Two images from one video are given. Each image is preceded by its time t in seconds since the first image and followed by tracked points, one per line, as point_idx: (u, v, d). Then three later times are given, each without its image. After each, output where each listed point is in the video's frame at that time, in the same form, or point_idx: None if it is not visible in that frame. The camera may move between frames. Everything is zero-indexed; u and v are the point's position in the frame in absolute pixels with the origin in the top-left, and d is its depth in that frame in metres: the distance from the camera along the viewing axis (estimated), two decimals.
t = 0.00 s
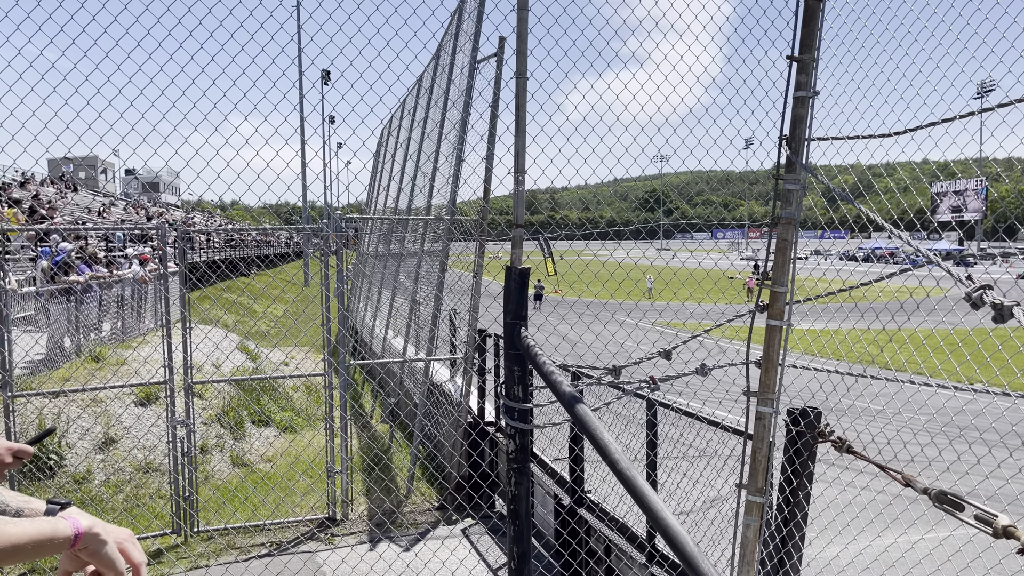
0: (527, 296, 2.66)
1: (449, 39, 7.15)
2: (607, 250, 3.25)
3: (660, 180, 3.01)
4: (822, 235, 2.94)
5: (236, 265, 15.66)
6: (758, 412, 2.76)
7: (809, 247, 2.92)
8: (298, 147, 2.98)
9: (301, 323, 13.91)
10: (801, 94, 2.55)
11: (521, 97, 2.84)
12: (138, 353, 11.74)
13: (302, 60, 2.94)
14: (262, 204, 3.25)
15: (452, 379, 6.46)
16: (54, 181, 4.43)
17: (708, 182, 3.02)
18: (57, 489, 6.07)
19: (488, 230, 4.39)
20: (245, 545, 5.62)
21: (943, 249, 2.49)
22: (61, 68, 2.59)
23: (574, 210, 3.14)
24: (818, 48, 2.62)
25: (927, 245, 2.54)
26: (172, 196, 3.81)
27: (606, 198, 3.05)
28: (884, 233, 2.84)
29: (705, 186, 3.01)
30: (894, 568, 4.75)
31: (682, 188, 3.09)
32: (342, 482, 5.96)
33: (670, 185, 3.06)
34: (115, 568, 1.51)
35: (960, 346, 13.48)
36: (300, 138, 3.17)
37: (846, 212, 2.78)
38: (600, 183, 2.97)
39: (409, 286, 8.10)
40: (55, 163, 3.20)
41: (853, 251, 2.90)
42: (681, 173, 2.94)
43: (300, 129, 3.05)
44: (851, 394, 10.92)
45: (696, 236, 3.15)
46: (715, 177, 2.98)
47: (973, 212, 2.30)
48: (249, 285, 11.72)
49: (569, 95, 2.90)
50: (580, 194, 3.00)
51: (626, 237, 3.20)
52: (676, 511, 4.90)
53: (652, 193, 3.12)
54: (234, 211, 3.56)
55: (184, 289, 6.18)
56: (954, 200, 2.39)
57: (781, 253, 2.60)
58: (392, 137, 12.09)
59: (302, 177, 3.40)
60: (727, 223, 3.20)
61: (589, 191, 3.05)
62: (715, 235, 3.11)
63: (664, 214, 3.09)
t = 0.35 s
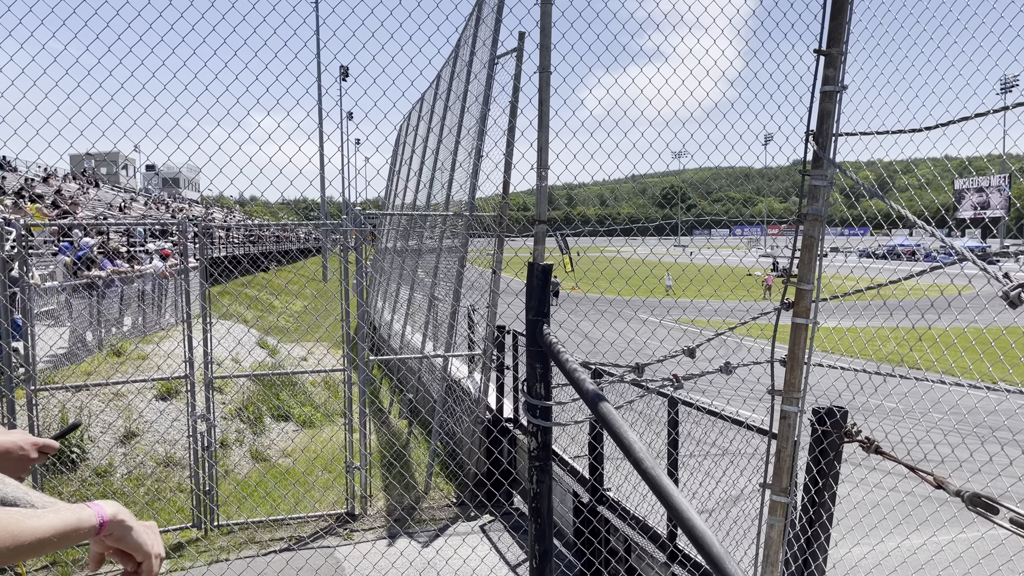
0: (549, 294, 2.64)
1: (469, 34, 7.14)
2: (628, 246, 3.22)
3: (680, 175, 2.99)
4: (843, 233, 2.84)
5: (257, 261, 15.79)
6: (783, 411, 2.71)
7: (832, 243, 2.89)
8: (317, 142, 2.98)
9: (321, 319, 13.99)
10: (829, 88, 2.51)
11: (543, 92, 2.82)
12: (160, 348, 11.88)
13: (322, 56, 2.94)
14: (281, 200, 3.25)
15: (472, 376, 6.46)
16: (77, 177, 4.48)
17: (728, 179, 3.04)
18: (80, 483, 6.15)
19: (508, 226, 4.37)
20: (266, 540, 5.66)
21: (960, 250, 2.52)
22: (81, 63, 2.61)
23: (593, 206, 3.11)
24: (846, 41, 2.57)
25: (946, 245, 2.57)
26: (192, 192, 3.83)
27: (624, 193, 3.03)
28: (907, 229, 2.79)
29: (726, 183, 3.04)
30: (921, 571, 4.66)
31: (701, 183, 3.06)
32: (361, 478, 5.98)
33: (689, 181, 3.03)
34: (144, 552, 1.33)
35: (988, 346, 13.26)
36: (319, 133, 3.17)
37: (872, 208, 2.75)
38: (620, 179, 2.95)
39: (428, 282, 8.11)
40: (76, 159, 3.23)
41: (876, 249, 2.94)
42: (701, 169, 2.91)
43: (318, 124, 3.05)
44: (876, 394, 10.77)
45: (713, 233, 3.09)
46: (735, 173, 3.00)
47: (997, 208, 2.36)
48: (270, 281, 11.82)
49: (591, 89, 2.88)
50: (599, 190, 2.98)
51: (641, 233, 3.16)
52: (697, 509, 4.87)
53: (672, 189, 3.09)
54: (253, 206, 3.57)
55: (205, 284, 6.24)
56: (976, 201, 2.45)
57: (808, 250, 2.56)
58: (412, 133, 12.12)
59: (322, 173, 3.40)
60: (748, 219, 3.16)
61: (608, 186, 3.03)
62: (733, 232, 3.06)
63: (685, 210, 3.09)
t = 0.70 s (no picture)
0: (559, 287, 2.64)
1: (481, 27, 7.12)
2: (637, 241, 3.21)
3: (691, 169, 2.99)
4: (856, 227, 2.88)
5: (270, 254, 15.87)
6: (795, 406, 2.70)
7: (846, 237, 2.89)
8: (328, 136, 2.99)
9: (333, 312, 14.05)
10: (843, 81, 2.49)
11: (554, 85, 2.81)
12: (173, 340, 11.98)
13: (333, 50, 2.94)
14: (292, 193, 3.26)
15: (483, 369, 6.48)
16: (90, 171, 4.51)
17: (741, 173, 3.03)
18: (95, 474, 6.21)
19: (518, 220, 4.37)
20: (278, 531, 5.71)
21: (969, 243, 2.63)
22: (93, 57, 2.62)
23: (605, 200, 3.10)
24: (861, 33, 2.55)
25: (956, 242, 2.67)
26: (203, 185, 3.85)
27: (634, 186, 3.02)
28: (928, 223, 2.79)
29: (739, 176, 3.05)
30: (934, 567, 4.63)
31: (711, 177, 3.05)
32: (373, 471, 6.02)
33: (699, 175, 3.02)
34: (155, 549, 1.35)
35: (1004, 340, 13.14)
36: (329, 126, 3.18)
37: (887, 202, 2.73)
38: (632, 172, 2.95)
39: (439, 275, 8.13)
40: (89, 152, 3.25)
41: (888, 243, 2.92)
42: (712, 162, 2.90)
43: (329, 117, 3.05)
44: (889, 388, 10.71)
45: (724, 228, 3.18)
46: (748, 167, 3.00)
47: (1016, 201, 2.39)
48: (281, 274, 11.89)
49: (603, 82, 2.87)
50: (609, 183, 2.97)
51: (650, 228, 3.15)
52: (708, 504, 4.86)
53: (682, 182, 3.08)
54: (265, 199, 3.58)
55: (217, 278, 6.27)
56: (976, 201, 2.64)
57: (821, 244, 2.54)
58: (424, 126, 12.12)
59: (333, 166, 3.41)
60: (760, 213, 3.15)
61: (621, 180, 3.03)
62: (745, 225, 3.17)
63: (696, 204, 3.08)
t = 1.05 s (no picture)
0: (557, 280, 2.67)
1: (486, 20, 7.15)
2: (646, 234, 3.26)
3: (699, 163, 3.03)
4: (862, 219, 2.98)
5: (275, 247, 15.94)
6: (792, 397, 2.73)
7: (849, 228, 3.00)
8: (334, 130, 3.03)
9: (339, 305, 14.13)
10: (841, 75, 2.51)
11: (554, 79, 2.85)
12: (179, 333, 12.06)
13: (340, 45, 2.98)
14: (301, 187, 3.30)
15: (487, 362, 6.53)
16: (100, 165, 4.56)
17: (751, 165, 3.06)
18: (103, 465, 6.29)
19: (522, 213, 4.40)
20: (284, 522, 5.79)
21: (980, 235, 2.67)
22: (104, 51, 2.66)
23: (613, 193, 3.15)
24: (859, 27, 2.57)
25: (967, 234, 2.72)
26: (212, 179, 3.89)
27: (642, 180, 3.06)
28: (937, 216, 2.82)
29: (750, 167, 3.06)
30: (930, 557, 4.69)
31: (720, 170, 3.09)
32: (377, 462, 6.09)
33: (708, 168, 3.06)
34: (151, 533, 1.40)
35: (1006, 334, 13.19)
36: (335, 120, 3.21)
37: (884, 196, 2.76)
38: (641, 166, 3.00)
39: (445, 268, 8.18)
40: (98, 146, 3.28)
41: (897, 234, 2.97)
42: (721, 154, 2.94)
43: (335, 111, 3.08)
44: (888, 380, 10.78)
45: (734, 220, 3.21)
46: (759, 160, 3.02)
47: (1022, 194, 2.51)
48: (287, 267, 11.95)
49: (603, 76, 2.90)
50: (620, 176, 3.01)
51: (661, 220, 3.18)
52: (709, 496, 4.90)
53: (690, 175, 3.13)
54: (272, 192, 3.62)
55: (224, 271, 6.33)
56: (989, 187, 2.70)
57: (818, 237, 2.57)
58: (429, 120, 12.16)
59: (338, 160, 3.44)
60: (764, 206, 3.17)
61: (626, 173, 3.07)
62: (753, 219, 3.18)
63: (704, 197, 3.13)
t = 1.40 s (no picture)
0: (555, 273, 2.68)
1: (491, 14, 7.16)
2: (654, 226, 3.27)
3: (707, 156, 3.06)
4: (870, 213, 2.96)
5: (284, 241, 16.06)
6: (789, 389, 2.74)
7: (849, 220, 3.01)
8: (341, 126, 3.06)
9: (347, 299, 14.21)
10: (837, 69, 2.52)
11: (552, 75, 2.88)
12: (186, 327, 12.15)
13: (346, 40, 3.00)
14: (309, 181, 3.34)
15: (492, 355, 6.57)
16: (110, 160, 4.61)
17: (758, 158, 3.06)
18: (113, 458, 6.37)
19: (527, 206, 4.42)
20: (290, 514, 5.85)
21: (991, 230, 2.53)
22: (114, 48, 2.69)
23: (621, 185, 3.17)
24: (856, 21, 2.58)
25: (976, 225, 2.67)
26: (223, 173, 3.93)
27: (651, 173, 3.08)
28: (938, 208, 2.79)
29: (756, 160, 3.06)
30: (928, 549, 4.74)
31: (730, 162, 3.10)
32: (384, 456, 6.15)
33: (718, 160, 3.08)
34: (150, 519, 1.46)
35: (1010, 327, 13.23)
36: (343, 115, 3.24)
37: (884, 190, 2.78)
38: (648, 158, 3.02)
39: (451, 262, 8.23)
40: (108, 141, 3.32)
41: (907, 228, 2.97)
42: (730, 147, 2.96)
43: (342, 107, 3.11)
44: (891, 373, 10.83)
45: (743, 213, 3.18)
46: (767, 152, 3.02)
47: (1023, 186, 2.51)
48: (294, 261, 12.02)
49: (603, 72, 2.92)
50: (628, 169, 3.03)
51: (672, 212, 3.24)
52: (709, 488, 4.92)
53: (699, 168, 3.14)
54: (280, 186, 3.65)
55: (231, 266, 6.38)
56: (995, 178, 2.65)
57: (814, 229, 2.59)
58: (436, 114, 12.20)
59: (345, 154, 3.47)
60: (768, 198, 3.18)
61: (634, 166, 3.09)
62: (763, 211, 3.17)
63: (712, 189, 3.14)
